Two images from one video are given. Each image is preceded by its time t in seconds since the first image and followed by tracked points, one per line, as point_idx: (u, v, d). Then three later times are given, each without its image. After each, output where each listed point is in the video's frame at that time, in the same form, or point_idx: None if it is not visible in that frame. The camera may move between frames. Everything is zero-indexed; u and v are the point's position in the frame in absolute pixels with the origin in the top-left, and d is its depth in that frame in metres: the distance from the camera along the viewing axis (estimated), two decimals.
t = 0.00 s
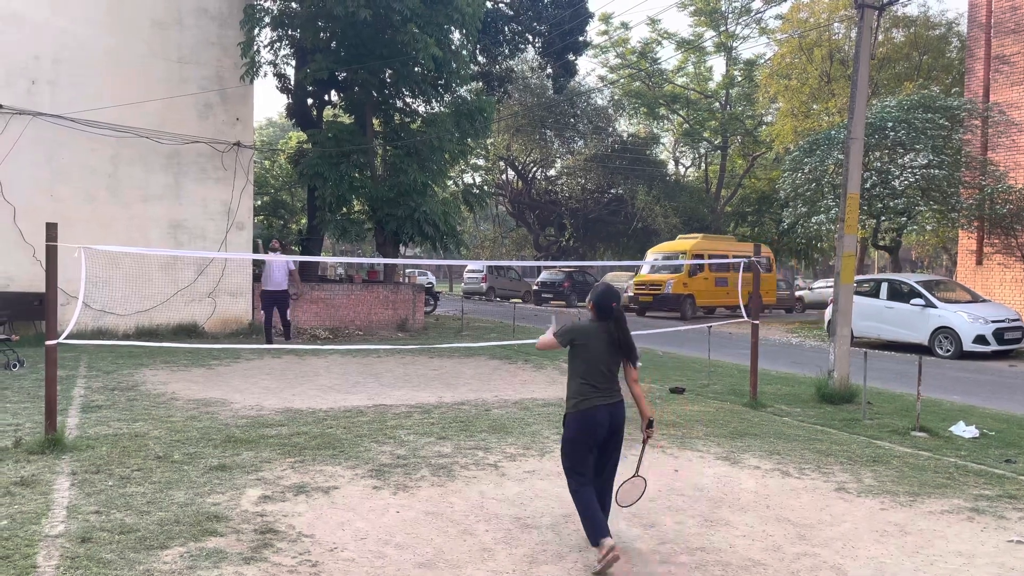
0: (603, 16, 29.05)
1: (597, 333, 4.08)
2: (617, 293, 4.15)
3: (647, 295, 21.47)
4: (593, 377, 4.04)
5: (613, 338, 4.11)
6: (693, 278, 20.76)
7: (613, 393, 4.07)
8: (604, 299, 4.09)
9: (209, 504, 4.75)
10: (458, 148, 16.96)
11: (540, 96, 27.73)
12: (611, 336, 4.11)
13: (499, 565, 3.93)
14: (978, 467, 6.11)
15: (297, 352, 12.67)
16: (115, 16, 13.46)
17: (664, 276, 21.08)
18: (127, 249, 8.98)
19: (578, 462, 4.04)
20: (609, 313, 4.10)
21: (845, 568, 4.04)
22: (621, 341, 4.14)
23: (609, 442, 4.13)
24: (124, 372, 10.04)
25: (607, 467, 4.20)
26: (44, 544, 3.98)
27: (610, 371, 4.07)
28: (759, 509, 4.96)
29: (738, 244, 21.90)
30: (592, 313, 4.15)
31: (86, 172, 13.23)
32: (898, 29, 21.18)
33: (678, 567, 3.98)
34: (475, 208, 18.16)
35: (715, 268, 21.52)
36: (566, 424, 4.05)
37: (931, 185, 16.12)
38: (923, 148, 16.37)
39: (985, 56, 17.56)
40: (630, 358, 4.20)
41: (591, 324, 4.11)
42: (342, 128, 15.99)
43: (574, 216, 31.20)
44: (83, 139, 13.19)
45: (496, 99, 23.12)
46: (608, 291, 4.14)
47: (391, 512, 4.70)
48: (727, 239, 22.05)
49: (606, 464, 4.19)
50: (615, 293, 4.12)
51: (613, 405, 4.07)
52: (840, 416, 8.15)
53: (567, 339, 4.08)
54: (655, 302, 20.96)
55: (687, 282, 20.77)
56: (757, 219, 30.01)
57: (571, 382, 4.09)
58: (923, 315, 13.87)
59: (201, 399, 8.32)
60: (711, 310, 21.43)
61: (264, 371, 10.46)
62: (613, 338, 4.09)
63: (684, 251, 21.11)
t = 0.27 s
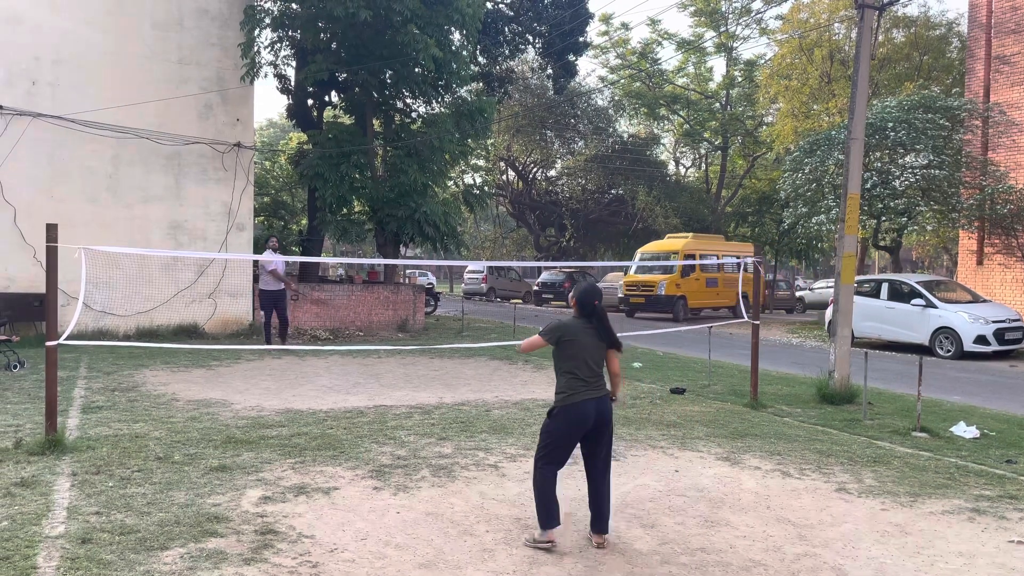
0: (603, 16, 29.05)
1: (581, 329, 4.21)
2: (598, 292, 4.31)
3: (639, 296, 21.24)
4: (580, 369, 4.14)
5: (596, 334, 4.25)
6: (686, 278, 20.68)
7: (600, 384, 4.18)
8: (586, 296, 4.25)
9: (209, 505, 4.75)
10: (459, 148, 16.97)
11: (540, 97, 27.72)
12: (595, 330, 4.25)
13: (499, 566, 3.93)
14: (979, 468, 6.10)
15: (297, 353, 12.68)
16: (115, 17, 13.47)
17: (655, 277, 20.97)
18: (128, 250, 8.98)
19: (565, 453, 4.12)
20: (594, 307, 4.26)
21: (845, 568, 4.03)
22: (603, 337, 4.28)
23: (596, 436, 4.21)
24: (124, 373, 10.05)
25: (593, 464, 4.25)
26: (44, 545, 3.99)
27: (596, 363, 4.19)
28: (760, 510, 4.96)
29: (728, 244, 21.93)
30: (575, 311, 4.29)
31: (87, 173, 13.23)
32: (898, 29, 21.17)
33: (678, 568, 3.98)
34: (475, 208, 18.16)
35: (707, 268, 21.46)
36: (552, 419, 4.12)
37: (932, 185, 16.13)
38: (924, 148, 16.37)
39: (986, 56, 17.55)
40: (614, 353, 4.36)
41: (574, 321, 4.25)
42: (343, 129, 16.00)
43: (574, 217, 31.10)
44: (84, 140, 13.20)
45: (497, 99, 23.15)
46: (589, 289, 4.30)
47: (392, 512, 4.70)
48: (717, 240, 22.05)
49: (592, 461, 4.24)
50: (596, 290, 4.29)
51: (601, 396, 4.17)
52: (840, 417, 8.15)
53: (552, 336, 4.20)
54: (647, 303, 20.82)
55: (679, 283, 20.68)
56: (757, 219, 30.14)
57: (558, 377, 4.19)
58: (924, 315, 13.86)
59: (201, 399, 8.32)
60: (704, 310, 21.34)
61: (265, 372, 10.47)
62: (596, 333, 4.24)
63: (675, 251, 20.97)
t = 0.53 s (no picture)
0: (602, 17, 29.04)
1: (564, 329, 4.21)
2: (584, 292, 4.27)
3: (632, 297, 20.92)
4: (561, 371, 4.17)
5: (580, 334, 4.23)
6: (680, 278, 20.47)
7: (584, 384, 4.16)
8: (568, 297, 4.23)
9: (208, 505, 4.74)
10: (458, 149, 16.98)
11: (539, 97, 27.71)
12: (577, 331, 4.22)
13: (498, 567, 3.93)
14: (978, 468, 6.11)
15: (297, 353, 12.68)
16: (114, 17, 13.47)
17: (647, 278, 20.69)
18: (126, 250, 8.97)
19: (550, 455, 4.16)
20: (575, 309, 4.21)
21: (844, 568, 4.03)
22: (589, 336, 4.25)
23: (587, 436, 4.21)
24: (123, 374, 10.04)
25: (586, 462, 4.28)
26: (43, 545, 3.98)
27: (578, 365, 4.17)
28: (759, 510, 4.96)
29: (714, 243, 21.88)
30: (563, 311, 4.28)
31: (85, 173, 13.23)
32: (897, 30, 21.16)
33: (677, 568, 3.98)
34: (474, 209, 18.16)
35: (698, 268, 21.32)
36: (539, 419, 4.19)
37: (930, 186, 16.15)
38: (922, 149, 16.38)
39: (984, 57, 17.57)
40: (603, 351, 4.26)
41: (559, 322, 4.25)
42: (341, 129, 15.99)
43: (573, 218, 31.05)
44: (82, 141, 13.19)
45: (496, 100, 23.19)
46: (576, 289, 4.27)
47: (391, 513, 4.70)
48: (704, 239, 21.97)
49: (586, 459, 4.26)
50: (579, 290, 4.25)
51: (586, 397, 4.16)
52: (839, 417, 8.14)
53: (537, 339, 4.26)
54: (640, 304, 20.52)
55: (674, 283, 20.43)
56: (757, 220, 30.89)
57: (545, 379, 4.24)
58: (923, 316, 13.85)
59: (200, 400, 8.31)
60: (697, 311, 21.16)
61: (263, 373, 10.45)
62: (579, 333, 4.22)
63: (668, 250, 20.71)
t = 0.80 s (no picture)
0: (599, 17, 29.05)
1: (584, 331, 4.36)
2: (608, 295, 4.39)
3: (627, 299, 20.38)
4: (576, 370, 4.31)
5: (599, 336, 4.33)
6: (677, 279, 20.22)
7: (596, 386, 4.25)
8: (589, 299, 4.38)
9: (205, 506, 4.74)
10: (455, 150, 16.99)
11: (537, 98, 27.72)
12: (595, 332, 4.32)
13: (495, 567, 3.93)
14: (974, 468, 6.12)
15: (294, 354, 12.67)
16: (112, 17, 13.45)
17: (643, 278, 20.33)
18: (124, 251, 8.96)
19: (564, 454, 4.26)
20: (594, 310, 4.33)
21: (841, 569, 4.04)
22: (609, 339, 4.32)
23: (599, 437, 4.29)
24: (120, 375, 10.02)
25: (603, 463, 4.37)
26: (39, 546, 3.97)
27: (591, 366, 4.27)
28: (756, 510, 4.97)
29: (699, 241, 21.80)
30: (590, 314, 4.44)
31: (82, 174, 13.21)
32: (894, 31, 21.11)
33: (674, 569, 3.98)
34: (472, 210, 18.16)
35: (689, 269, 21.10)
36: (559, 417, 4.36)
37: (928, 187, 16.15)
38: (919, 150, 16.35)
39: (981, 58, 17.61)
40: (622, 355, 4.27)
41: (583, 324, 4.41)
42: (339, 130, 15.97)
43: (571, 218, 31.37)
44: (79, 141, 13.17)
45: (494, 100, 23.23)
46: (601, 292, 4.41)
47: (388, 514, 4.70)
48: (693, 240, 21.74)
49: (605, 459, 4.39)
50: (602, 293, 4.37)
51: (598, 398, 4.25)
52: (836, 418, 8.15)
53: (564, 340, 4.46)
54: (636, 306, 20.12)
55: (671, 284, 20.13)
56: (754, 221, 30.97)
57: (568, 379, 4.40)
58: (920, 316, 13.88)
59: (197, 401, 8.30)
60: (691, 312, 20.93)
61: (261, 374, 10.44)
62: (596, 335, 4.33)
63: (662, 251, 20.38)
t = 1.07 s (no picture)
0: (596, 19, 29.07)
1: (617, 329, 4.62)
2: (635, 293, 4.57)
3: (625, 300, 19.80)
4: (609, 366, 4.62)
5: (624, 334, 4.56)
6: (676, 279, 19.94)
7: (613, 381, 4.51)
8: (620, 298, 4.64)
9: (200, 508, 4.73)
10: (452, 151, 17.00)
11: (533, 99, 27.70)
12: (623, 331, 4.52)
13: (491, 568, 3.93)
14: (969, 469, 6.14)
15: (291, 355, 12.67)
16: (108, 18, 13.43)
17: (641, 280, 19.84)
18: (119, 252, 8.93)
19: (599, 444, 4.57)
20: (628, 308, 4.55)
21: (836, 570, 4.04)
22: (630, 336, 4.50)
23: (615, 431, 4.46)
24: (115, 375, 10.00)
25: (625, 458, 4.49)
26: (33, 548, 3.96)
27: (615, 363, 4.52)
28: (751, 511, 4.98)
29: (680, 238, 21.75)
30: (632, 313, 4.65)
31: (78, 174, 13.19)
32: (890, 32, 21.13)
33: (670, 570, 3.98)
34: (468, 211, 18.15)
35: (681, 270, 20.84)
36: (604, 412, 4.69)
37: (923, 189, 16.15)
38: (915, 151, 16.33)
39: (976, 60, 17.65)
40: (636, 354, 4.38)
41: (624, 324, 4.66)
42: (335, 131, 15.94)
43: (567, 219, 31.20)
44: (75, 141, 13.14)
45: (490, 101, 23.27)
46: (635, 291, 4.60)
47: (384, 515, 4.69)
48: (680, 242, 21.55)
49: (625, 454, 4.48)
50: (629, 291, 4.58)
51: (614, 392, 4.48)
52: (831, 418, 8.17)
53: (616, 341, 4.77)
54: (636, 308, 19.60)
55: (671, 285, 19.78)
56: (751, 222, 30.03)
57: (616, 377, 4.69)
58: (915, 317, 13.92)
59: (193, 402, 8.28)
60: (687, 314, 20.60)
61: (257, 374, 10.43)
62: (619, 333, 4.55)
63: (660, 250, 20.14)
